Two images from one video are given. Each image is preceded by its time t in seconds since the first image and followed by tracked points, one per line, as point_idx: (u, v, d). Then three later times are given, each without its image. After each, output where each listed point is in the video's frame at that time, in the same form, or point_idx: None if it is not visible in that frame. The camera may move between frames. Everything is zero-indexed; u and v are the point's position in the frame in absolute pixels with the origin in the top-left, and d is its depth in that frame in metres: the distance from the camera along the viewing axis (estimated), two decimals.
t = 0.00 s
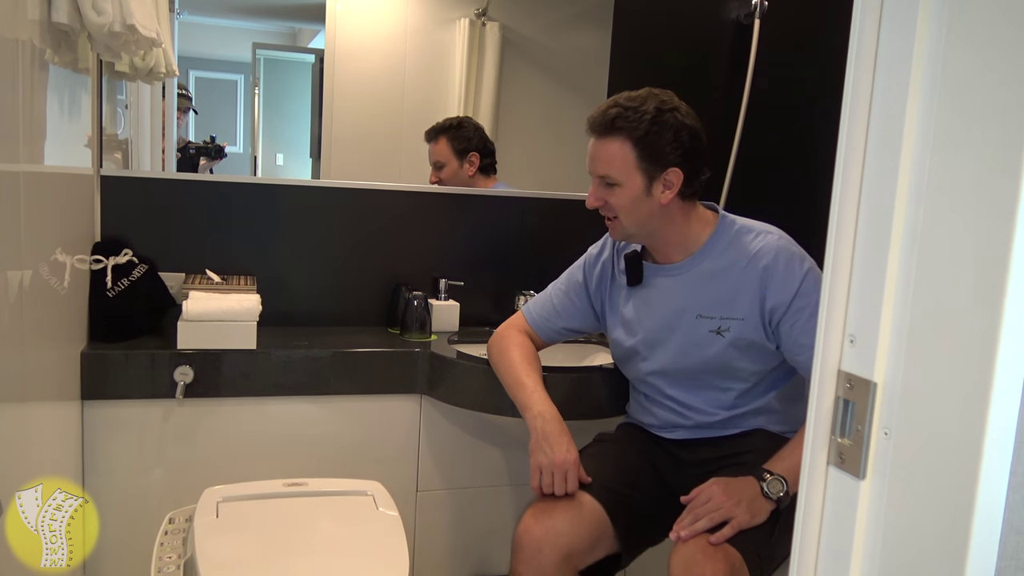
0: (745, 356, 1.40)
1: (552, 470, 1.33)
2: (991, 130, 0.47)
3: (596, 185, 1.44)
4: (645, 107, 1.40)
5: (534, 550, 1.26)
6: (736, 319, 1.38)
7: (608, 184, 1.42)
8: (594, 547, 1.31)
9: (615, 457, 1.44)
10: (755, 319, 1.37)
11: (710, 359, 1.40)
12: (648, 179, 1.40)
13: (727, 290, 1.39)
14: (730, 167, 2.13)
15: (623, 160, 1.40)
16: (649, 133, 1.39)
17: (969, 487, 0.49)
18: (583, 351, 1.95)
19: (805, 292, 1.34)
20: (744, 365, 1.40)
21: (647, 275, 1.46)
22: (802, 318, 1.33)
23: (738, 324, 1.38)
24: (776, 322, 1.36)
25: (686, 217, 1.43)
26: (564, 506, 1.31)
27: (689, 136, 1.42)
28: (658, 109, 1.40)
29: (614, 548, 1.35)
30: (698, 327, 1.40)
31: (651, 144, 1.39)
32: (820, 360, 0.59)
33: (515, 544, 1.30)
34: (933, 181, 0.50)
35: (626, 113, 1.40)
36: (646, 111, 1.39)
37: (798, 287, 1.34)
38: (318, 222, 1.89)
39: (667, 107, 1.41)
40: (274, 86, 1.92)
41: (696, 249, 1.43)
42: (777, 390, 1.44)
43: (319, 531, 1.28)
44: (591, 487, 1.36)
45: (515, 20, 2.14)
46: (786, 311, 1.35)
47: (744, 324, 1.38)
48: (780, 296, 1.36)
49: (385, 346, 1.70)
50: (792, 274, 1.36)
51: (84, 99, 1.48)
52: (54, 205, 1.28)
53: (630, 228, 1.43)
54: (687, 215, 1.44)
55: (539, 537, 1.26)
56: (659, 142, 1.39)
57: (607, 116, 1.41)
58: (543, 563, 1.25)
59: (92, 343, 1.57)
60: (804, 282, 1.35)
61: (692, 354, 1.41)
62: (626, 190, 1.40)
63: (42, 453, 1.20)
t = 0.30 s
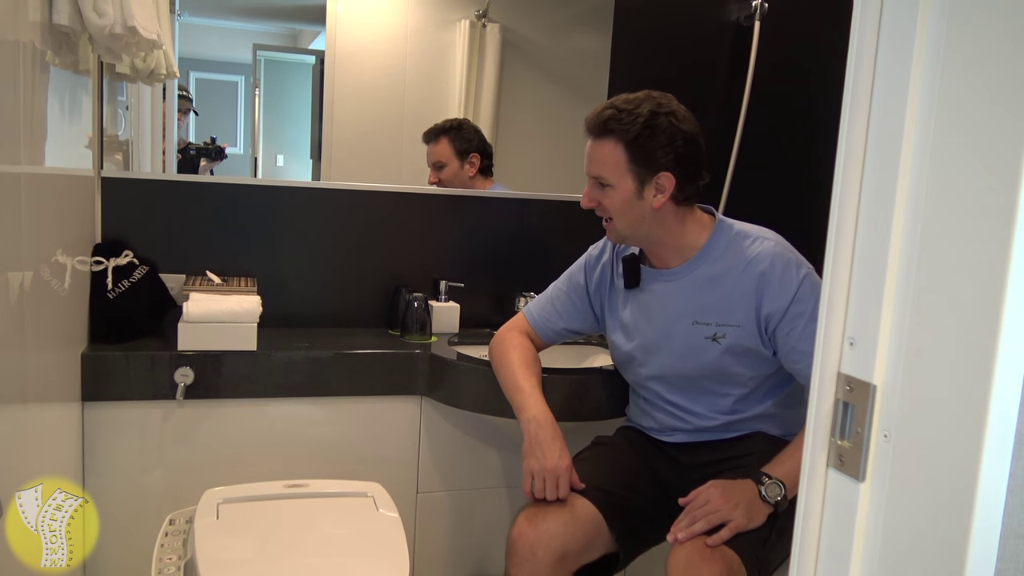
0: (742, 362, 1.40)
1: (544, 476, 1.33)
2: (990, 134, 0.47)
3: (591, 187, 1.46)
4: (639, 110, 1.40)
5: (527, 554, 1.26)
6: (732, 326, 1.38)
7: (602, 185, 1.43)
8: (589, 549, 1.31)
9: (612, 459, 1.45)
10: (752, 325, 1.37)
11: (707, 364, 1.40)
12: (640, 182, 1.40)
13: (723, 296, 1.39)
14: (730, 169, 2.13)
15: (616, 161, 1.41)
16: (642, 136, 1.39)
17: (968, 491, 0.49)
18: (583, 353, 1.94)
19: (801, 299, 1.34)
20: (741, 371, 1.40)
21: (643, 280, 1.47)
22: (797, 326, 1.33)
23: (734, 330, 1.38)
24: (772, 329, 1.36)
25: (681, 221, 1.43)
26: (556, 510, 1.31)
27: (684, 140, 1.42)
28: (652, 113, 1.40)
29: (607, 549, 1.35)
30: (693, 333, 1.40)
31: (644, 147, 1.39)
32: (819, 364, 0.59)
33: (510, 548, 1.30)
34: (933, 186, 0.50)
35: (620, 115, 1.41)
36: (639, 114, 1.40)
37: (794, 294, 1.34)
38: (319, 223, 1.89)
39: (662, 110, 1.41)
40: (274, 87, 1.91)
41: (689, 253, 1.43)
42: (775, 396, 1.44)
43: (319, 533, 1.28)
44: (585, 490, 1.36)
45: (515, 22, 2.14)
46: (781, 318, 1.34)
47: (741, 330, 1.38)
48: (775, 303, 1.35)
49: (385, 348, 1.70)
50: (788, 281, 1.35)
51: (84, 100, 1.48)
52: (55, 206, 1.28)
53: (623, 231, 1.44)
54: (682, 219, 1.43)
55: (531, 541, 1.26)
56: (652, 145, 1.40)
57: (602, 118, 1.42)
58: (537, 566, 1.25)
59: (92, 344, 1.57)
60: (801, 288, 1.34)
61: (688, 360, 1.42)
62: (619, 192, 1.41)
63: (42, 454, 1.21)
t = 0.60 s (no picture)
0: (741, 365, 1.40)
1: (544, 478, 1.33)
2: (986, 135, 0.47)
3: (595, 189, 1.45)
4: (642, 110, 1.40)
5: (531, 560, 1.26)
6: (732, 329, 1.38)
7: (606, 187, 1.42)
8: (592, 552, 1.31)
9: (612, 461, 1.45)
10: (752, 329, 1.37)
11: (707, 366, 1.40)
12: (646, 183, 1.40)
13: (724, 299, 1.39)
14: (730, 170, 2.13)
15: (620, 163, 1.40)
16: (646, 136, 1.39)
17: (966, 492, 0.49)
18: (582, 353, 1.94)
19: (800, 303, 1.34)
20: (740, 374, 1.40)
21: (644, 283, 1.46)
22: (796, 330, 1.33)
23: (734, 333, 1.38)
24: (772, 333, 1.36)
25: (685, 222, 1.43)
26: (560, 514, 1.30)
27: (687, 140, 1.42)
28: (655, 113, 1.40)
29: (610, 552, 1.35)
30: (694, 336, 1.40)
31: (649, 147, 1.39)
32: (818, 365, 0.59)
33: (513, 553, 1.30)
34: (930, 187, 0.50)
35: (623, 116, 1.40)
36: (643, 115, 1.39)
37: (794, 299, 1.34)
38: (319, 223, 1.89)
39: (665, 110, 1.41)
40: (275, 90, 1.91)
41: (694, 253, 1.43)
42: (774, 399, 1.44)
43: (319, 533, 1.28)
44: (585, 492, 1.37)
45: (516, 23, 2.14)
46: (780, 321, 1.34)
47: (741, 333, 1.38)
48: (776, 306, 1.35)
49: (385, 348, 1.70)
50: (788, 284, 1.35)
51: (84, 100, 1.48)
52: (55, 207, 1.28)
53: (628, 233, 1.43)
54: (685, 219, 1.43)
55: (535, 547, 1.26)
56: (657, 145, 1.39)
57: (604, 119, 1.41)
58: (541, 571, 1.25)
59: (92, 344, 1.57)
60: (801, 292, 1.34)
61: (688, 362, 1.41)
62: (624, 193, 1.40)
63: (42, 454, 1.21)
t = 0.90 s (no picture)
0: (744, 367, 1.39)
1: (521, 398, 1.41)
2: (983, 131, 0.47)
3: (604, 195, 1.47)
4: (627, 123, 1.40)
5: (530, 556, 1.27)
6: (739, 330, 1.37)
7: (609, 196, 1.44)
8: (591, 548, 1.32)
9: (610, 458, 1.45)
10: (759, 333, 1.36)
11: (712, 364, 1.40)
12: (639, 192, 1.40)
13: (734, 299, 1.38)
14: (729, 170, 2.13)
15: (616, 173, 1.41)
16: (630, 150, 1.39)
17: (964, 488, 0.49)
18: (582, 353, 1.95)
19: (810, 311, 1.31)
20: (743, 375, 1.40)
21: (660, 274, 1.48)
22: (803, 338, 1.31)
23: (740, 334, 1.37)
24: (779, 340, 1.34)
25: (692, 221, 1.42)
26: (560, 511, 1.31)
27: (678, 146, 1.37)
28: (641, 124, 1.38)
29: (608, 548, 1.35)
30: (701, 333, 1.40)
31: (636, 159, 1.38)
32: (816, 364, 0.59)
33: (513, 550, 1.31)
34: (927, 183, 0.50)
35: (611, 130, 1.41)
36: (628, 128, 1.39)
37: (803, 307, 1.31)
38: (318, 223, 1.90)
39: (652, 119, 1.38)
40: (274, 90, 1.91)
41: (706, 251, 1.42)
42: (777, 406, 1.42)
43: (318, 533, 1.28)
44: (583, 489, 1.37)
45: (515, 23, 2.14)
46: (787, 326, 1.32)
47: (747, 335, 1.36)
48: (785, 312, 1.33)
49: (384, 348, 1.70)
50: (800, 290, 1.33)
51: (83, 101, 1.48)
52: (54, 207, 1.28)
53: (639, 234, 1.46)
54: (691, 221, 1.41)
55: (535, 544, 1.27)
56: (643, 157, 1.38)
57: (596, 133, 1.44)
58: (541, 568, 1.26)
59: (92, 345, 1.57)
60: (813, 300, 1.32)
61: (693, 357, 1.42)
62: (623, 202, 1.42)
63: (41, 454, 1.21)
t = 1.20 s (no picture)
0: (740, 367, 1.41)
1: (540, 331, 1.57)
2: (980, 128, 0.47)
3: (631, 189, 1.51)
4: (644, 121, 1.42)
5: (533, 548, 1.29)
6: (734, 332, 1.39)
7: (634, 191, 1.48)
8: (592, 543, 1.33)
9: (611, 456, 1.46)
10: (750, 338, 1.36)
11: (712, 359, 1.45)
12: (659, 188, 1.42)
13: (733, 302, 1.39)
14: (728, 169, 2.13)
15: (636, 170, 1.44)
16: (647, 148, 1.41)
17: (960, 485, 0.49)
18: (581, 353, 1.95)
19: (792, 324, 1.29)
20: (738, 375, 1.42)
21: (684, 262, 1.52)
22: (780, 349, 1.29)
23: (735, 336, 1.39)
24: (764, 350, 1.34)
25: (712, 218, 1.41)
26: (563, 504, 1.34)
27: (695, 144, 1.37)
28: (656, 122, 1.40)
29: (609, 544, 1.36)
30: (704, 329, 1.45)
31: (652, 157, 1.41)
32: (813, 361, 0.59)
33: (517, 543, 1.33)
34: (924, 180, 0.50)
35: (630, 127, 1.44)
36: (644, 126, 1.41)
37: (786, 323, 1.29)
38: (317, 224, 1.90)
39: (666, 117, 1.39)
40: (274, 93, 1.89)
41: (723, 249, 1.42)
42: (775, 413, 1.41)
43: (318, 533, 1.28)
44: (583, 486, 1.38)
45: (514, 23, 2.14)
46: (767, 335, 1.31)
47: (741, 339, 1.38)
48: (771, 321, 1.32)
49: (383, 348, 1.70)
50: (788, 302, 1.30)
51: (81, 102, 1.48)
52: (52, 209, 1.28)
53: (666, 229, 1.48)
54: (713, 217, 1.41)
55: (537, 536, 1.30)
56: (659, 155, 1.40)
57: (616, 131, 1.47)
58: (543, 560, 1.28)
59: (90, 346, 1.57)
60: (801, 314, 1.28)
61: (699, 349, 1.47)
62: (644, 198, 1.45)
63: (41, 454, 1.21)
